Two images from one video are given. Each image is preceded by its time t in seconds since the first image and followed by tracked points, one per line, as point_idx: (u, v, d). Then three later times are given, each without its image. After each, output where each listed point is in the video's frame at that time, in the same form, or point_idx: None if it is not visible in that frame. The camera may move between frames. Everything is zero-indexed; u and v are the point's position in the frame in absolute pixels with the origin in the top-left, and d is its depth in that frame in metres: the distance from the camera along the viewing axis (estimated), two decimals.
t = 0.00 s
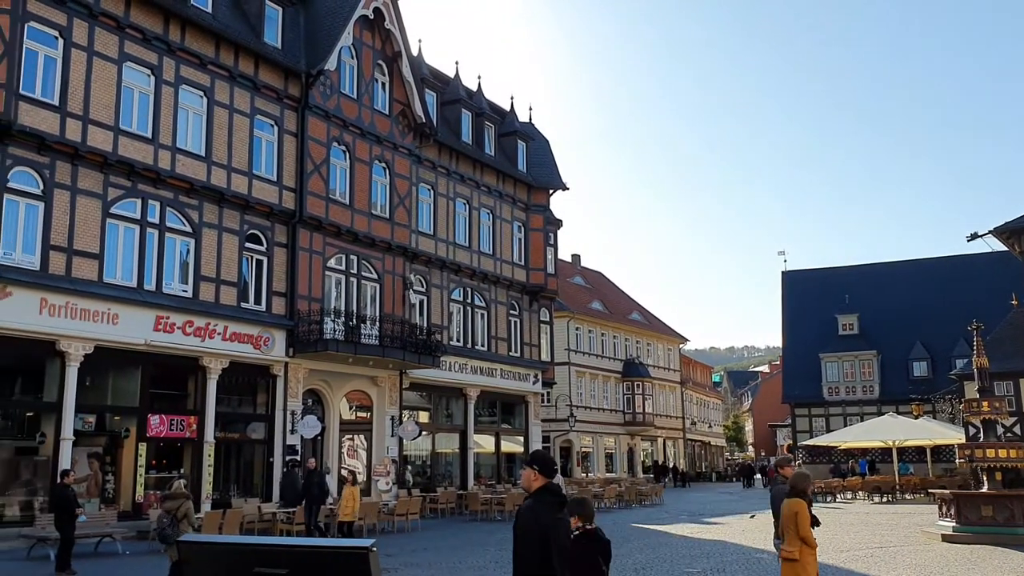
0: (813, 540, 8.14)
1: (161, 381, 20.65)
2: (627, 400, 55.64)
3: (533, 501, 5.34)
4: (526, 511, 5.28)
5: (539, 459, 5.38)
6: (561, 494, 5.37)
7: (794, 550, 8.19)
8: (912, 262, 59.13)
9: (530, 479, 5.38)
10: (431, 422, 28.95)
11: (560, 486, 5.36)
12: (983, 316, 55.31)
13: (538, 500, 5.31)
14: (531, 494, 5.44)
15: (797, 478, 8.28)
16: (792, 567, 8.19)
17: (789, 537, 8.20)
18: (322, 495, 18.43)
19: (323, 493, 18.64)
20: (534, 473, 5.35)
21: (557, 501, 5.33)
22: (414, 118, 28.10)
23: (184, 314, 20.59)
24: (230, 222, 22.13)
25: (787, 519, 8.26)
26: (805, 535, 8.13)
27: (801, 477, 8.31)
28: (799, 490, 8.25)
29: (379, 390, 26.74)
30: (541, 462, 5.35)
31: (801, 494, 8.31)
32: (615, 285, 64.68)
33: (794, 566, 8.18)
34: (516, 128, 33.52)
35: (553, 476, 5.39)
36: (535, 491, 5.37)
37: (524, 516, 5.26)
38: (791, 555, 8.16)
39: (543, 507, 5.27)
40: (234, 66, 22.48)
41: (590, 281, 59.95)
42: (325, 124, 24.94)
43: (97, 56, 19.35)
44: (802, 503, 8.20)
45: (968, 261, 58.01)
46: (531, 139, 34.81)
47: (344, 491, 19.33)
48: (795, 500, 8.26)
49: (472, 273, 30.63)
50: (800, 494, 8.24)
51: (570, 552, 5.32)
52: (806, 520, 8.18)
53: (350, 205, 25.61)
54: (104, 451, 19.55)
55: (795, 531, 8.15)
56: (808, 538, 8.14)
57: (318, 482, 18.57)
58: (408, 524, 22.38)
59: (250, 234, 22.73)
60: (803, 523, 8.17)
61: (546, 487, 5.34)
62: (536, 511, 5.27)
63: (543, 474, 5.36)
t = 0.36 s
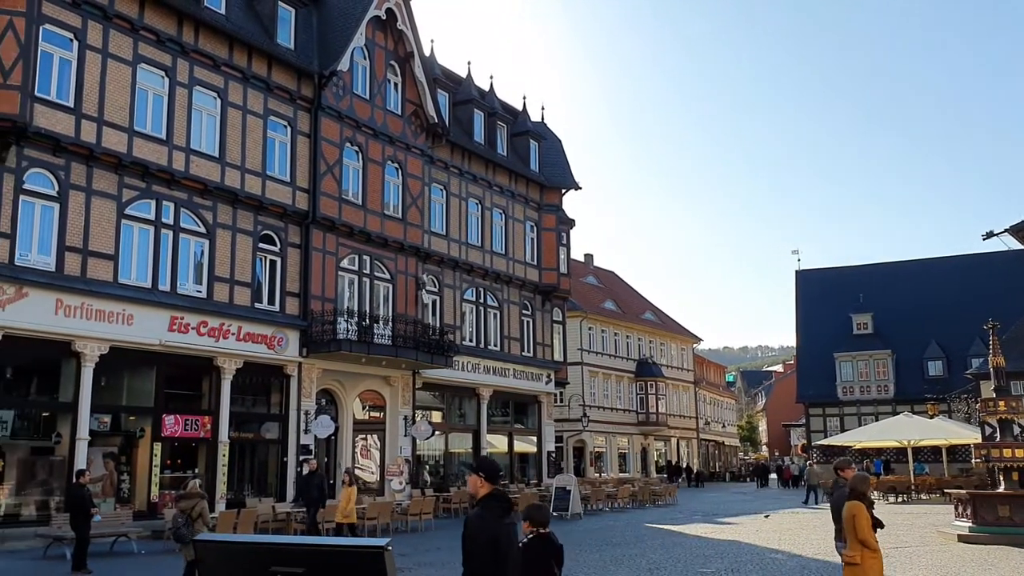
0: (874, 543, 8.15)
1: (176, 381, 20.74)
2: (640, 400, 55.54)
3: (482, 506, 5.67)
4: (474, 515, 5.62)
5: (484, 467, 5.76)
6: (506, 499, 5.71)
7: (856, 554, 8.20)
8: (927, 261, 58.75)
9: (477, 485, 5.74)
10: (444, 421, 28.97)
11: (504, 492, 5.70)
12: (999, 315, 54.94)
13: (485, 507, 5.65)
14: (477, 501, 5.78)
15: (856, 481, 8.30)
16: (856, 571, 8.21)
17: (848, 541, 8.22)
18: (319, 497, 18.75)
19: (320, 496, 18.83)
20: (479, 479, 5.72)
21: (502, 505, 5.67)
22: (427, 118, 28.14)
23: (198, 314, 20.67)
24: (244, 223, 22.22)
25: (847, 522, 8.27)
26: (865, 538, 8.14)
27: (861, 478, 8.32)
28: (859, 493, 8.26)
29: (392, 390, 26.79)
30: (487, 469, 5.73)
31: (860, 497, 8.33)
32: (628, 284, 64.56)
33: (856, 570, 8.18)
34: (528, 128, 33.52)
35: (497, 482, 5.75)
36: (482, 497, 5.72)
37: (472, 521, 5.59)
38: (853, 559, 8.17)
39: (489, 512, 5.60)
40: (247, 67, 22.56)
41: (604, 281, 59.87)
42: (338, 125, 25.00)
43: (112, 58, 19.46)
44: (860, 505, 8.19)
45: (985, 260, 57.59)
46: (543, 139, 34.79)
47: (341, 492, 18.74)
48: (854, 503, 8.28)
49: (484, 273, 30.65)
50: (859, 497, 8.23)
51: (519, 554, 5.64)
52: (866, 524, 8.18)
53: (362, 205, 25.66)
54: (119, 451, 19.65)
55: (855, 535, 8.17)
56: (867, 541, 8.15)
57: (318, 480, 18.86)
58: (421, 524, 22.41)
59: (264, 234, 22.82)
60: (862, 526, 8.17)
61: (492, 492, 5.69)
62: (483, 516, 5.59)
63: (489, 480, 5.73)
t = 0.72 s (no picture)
0: (932, 544, 8.26)
1: (190, 381, 20.83)
2: (653, 399, 55.44)
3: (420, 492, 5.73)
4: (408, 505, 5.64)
5: (426, 457, 5.81)
6: (445, 490, 5.76)
7: (913, 554, 8.28)
8: (942, 260, 58.39)
9: (418, 475, 5.80)
10: (456, 421, 28.97)
11: (444, 481, 5.76)
12: (1015, 314, 54.57)
13: (421, 494, 5.69)
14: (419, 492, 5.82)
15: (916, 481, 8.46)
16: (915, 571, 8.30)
17: (907, 541, 8.30)
18: (320, 494, 18.43)
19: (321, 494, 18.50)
20: (420, 468, 5.78)
21: (440, 495, 5.70)
22: (439, 118, 28.16)
23: (212, 315, 20.77)
24: (257, 224, 22.29)
25: (904, 521, 8.39)
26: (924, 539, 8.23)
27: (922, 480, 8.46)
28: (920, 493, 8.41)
29: (405, 390, 26.79)
30: (428, 459, 5.80)
31: (920, 497, 8.46)
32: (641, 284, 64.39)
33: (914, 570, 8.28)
34: (540, 127, 33.50)
35: (438, 473, 5.83)
36: (422, 486, 5.79)
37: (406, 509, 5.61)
38: (911, 559, 8.26)
39: (424, 499, 5.63)
40: (260, 68, 22.64)
41: (616, 281, 59.75)
42: (350, 126, 25.05)
43: (126, 60, 19.57)
44: (920, 507, 8.32)
45: (1001, 258, 57.19)
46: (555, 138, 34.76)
47: (341, 489, 18.62)
48: (912, 503, 8.39)
49: (497, 273, 30.66)
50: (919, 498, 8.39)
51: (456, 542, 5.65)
52: (923, 524, 8.29)
53: (375, 205, 25.70)
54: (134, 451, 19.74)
55: (913, 534, 8.26)
56: (926, 541, 8.24)
57: (319, 478, 18.53)
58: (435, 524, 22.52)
59: (277, 235, 22.89)
60: (920, 527, 8.28)
61: (432, 482, 5.77)
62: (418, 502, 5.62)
63: (430, 470, 5.79)
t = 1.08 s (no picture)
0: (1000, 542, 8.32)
1: (205, 382, 20.91)
2: (667, 399, 55.34)
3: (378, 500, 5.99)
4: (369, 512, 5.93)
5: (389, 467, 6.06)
6: (405, 498, 5.99)
7: (982, 553, 8.36)
8: (957, 258, 57.99)
9: (380, 484, 6.05)
10: (469, 421, 28.98)
11: (403, 489, 5.99)
12: None
13: (382, 503, 5.96)
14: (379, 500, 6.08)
15: (983, 478, 8.52)
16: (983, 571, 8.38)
17: (977, 540, 8.38)
18: (318, 496, 18.31)
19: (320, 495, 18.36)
20: (382, 477, 6.03)
21: (400, 503, 5.96)
22: (451, 118, 28.18)
23: (227, 315, 20.85)
24: (271, 225, 22.36)
25: (972, 518, 8.48)
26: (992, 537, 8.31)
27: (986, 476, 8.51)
28: (985, 490, 8.47)
29: (418, 390, 26.82)
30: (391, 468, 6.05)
31: (988, 494, 8.51)
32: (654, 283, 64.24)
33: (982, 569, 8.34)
34: (552, 127, 33.48)
35: (399, 482, 6.05)
36: (383, 494, 6.03)
37: (368, 516, 5.89)
38: (979, 558, 8.34)
39: (385, 509, 5.90)
40: (273, 70, 22.70)
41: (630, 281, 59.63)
42: (363, 126, 25.10)
43: (140, 61, 19.67)
44: (990, 505, 8.38)
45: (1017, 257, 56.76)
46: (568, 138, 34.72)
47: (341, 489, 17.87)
48: (982, 501, 8.46)
49: (510, 274, 30.67)
50: (987, 495, 8.46)
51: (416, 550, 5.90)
52: (993, 523, 8.36)
53: (387, 206, 25.75)
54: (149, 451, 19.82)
55: (983, 533, 8.34)
56: (995, 539, 8.32)
57: (315, 480, 18.31)
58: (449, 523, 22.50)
59: (291, 236, 22.95)
60: (990, 526, 8.35)
61: (392, 491, 6.00)
62: (376, 512, 5.91)
63: (391, 480, 6.03)
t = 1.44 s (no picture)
0: None
1: (219, 381, 21.00)
2: (680, 399, 55.20)
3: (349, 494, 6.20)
4: (340, 504, 6.18)
5: (354, 459, 6.30)
6: (373, 489, 6.31)
7: None
8: (974, 257, 57.55)
9: (347, 475, 6.27)
10: (482, 420, 28.98)
11: (372, 480, 6.31)
12: None
13: (352, 494, 6.25)
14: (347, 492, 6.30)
15: None
16: None
17: None
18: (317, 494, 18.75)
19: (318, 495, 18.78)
20: (350, 469, 6.27)
21: (368, 493, 6.27)
22: (463, 118, 28.19)
23: (240, 315, 20.93)
24: (284, 225, 22.43)
25: None
26: None
27: None
28: None
29: (431, 389, 26.83)
30: (356, 460, 6.30)
31: None
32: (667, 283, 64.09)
33: None
34: (565, 126, 33.45)
35: (367, 473, 6.34)
36: (351, 485, 6.28)
37: (338, 508, 6.16)
38: None
39: (354, 498, 6.20)
40: (286, 71, 22.76)
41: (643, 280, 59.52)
42: (375, 126, 25.15)
43: (154, 63, 19.77)
44: None
45: None
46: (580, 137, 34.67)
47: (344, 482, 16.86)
48: None
49: (522, 273, 30.67)
50: None
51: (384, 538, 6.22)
52: None
53: (400, 206, 25.78)
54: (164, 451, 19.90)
55: None
56: None
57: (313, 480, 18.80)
58: (461, 523, 22.49)
59: (304, 236, 23.01)
60: None
61: (360, 481, 6.27)
62: (349, 501, 6.20)
63: (358, 470, 6.29)
